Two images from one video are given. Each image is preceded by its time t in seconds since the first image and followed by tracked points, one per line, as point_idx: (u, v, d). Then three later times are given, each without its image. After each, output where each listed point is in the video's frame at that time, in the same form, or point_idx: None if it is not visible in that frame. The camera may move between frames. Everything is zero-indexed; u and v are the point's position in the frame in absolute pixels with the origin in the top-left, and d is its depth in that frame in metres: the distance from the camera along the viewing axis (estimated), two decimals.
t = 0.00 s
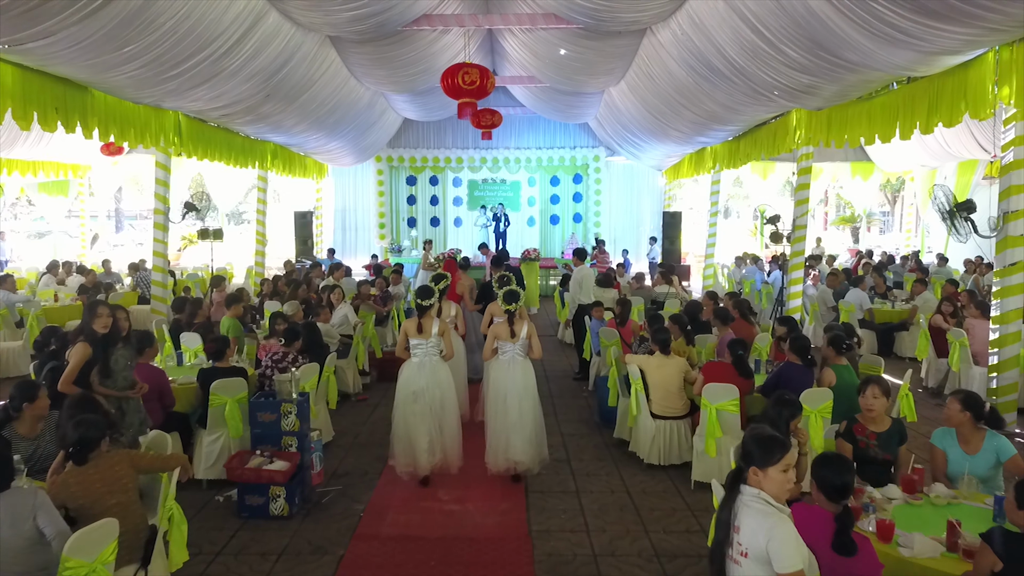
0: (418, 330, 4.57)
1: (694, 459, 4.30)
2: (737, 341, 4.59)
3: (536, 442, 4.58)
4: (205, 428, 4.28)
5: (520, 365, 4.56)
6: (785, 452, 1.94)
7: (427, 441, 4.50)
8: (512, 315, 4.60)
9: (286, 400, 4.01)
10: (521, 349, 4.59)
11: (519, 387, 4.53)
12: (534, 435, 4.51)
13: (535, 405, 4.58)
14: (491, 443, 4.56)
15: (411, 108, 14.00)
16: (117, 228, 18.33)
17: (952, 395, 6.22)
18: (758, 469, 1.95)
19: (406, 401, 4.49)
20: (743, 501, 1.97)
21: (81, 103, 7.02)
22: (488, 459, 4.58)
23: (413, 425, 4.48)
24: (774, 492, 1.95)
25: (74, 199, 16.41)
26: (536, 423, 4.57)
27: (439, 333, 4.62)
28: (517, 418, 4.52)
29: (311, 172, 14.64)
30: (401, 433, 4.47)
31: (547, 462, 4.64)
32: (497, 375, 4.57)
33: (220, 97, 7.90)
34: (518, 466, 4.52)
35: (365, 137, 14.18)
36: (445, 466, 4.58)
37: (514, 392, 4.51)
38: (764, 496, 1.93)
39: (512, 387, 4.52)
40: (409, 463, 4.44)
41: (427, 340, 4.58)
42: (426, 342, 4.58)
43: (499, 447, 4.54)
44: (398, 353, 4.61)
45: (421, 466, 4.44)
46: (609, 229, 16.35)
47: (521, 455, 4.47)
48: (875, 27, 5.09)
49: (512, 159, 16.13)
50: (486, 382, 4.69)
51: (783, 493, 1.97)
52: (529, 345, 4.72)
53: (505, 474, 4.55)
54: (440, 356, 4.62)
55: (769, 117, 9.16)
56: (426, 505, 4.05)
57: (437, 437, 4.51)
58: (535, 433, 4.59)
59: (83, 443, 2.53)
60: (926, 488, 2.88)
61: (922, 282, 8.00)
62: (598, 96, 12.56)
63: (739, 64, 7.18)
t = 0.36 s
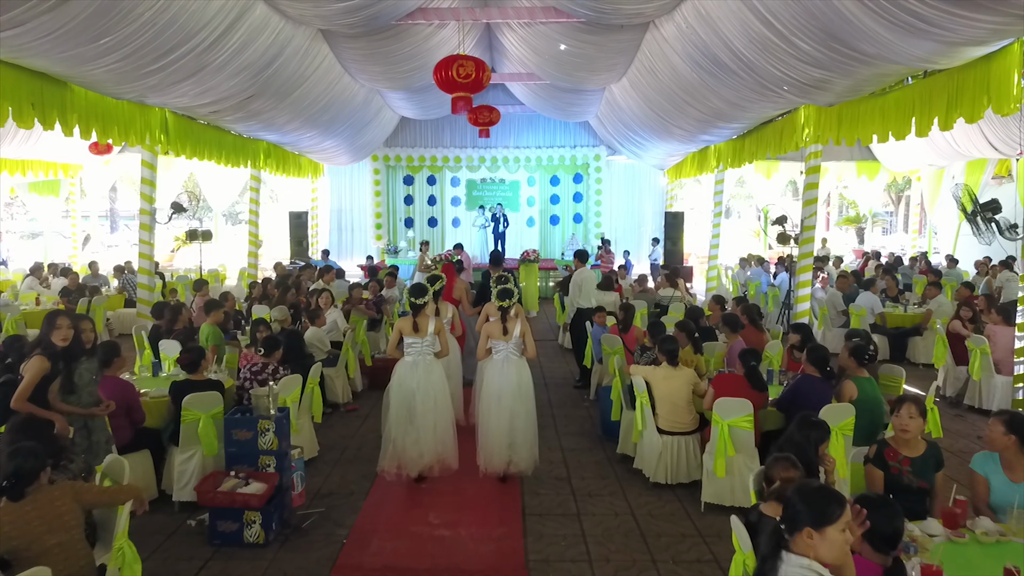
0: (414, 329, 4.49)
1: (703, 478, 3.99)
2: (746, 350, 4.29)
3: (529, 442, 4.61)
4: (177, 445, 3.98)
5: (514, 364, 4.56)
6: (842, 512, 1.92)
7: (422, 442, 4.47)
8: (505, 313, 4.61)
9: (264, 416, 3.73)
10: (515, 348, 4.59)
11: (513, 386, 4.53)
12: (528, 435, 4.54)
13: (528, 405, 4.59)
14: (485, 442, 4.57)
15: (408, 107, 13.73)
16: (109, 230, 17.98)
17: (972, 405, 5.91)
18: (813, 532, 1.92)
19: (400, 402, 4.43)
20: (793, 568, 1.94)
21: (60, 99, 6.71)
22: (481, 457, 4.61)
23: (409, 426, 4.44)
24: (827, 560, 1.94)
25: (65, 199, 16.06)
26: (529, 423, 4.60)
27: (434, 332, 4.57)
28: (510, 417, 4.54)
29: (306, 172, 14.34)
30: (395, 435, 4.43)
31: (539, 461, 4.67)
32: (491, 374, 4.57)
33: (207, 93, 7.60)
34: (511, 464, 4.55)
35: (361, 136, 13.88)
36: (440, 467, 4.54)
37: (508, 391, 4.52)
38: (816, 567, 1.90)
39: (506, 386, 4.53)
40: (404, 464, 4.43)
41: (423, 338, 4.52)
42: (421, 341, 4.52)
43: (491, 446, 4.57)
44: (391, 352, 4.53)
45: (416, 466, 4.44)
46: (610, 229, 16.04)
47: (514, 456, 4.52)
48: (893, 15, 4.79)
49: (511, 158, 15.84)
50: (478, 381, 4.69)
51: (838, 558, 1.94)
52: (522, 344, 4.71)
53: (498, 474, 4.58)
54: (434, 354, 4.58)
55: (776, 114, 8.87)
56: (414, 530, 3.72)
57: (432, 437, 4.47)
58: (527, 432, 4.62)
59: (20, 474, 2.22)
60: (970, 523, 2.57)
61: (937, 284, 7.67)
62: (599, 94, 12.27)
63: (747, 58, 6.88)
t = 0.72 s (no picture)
0: (407, 336, 4.21)
1: (715, 503, 3.66)
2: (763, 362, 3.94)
3: (525, 446, 4.52)
4: (141, 468, 3.64)
5: (512, 368, 4.44)
6: None
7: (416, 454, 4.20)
8: (503, 316, 4.46)
9: (233, 436, 3.41)
10: (512, 352, 4.46)
11: (511, 391, 4.41)
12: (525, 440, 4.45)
13: (525, 409, 4.48)
14: (480, 446, 4.49)
15: (404, 105, 13.42)
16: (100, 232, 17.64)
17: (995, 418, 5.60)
18: None
19: (393, 411, 4.17)
20: None
21: (34, 93, 6.37)
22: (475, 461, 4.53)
23: (402, 436, 4.17)
24: None
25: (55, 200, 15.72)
26: (526, 427, 4.50)
27: (429, 338, 4.30)
28: (506, 421, 4.44)
29: (300, 171, 14.02)
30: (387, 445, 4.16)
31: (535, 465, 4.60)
32: (488, 378, 4.44)
33: (191, 88, 7.27)
34: (506, 468, 4.48)
35: (355, 135, 13.54)
36: (432, 479, 4.28)
37: (506, 396, 4.40)
38: None
39: (504, 390, 4.41)
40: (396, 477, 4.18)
41: (417, 346, 4.24)
42: (415, 348, 4.23)
43: (487, 451, 4.48)
44: (382, 359, 4.25)
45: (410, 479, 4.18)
46: (610, 230, 15.71)
47: (511, 460, 4.44)
48: (916, 1, 4.47)
49: (510, 157, 15.52)
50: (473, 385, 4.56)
51: None
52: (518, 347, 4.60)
53: (491, 478, 4.51)
54: (428, 361, 4.31)
55: (783, 111, 8.55)
56: (398, 562, 3.40)
57: (426, 448, 4.23)
58: (523, 437, 4.52)
59: None
60: None
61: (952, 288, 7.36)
62: (600, 91, 11.93)
63: (756, 51, 6.55)
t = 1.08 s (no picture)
0: (407, 336, 4.25)
1: (743, 534, 3.32)
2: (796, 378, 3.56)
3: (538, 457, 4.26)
4: (115, 491, 3.34)
5: (521, 375, 4.24)
6: None
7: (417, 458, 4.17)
8: (511, 323, 4.30)
9: (212, 459, 3.11)
10: (522, 359, 4.26)
11: (520, 399, 4.19)
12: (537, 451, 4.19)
13: (537, 418, 4.27)
14: (488, 458, 4.24)
15: (414, 103, 13.12)
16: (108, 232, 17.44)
17: None
18: None
19: (393, 413, 4.17)
20: None
21: (25, 89, 6.10)
22: (485, 473, 4.28)
23: (401, 438, 4.16)
24: None
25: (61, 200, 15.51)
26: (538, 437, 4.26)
27: (430, 340, 4.30)
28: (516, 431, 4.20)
29: (308, 170, 13.76)
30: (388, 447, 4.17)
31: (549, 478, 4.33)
32: (497, 386, 4.25)
33: (188, 83, 7.00)
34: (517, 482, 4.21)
35: (363, 134, 13.26)
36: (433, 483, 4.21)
37: (514, 404, 4.17)
38: None
39: (513, 398, 4.19)
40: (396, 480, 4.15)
41: (417, 347, 4.26)
42: (416, 349, 4.26)
43: (497, 462, 4.23)
44: (385, 360, 4.31)
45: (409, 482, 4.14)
46: (624, 232, 15.44)
47: (521, 472, 4.17)
48: None
49: (522, 157, 15.04)
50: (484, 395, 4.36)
51: None
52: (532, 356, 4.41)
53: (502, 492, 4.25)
54: (432, 364, 4.30)
55: (806, 107, 8.16)
56: None
57: (425, 451, 4.18)
58: (536, 448, 4.26)
59: None
60: None
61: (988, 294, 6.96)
62: (614, 88, 11.60)
63: (779, 43, 6.20)
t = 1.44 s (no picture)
0: (406, 341, 4.21)
1: (765, 572, 2.99)
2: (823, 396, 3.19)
3: (537, 456, 4.28)
4: (67, 524, 3.00)
5: (519, 376, 4.26)
6: None
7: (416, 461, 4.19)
8: (511, 322, 4.29)
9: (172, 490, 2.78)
10: (521, 359, 4.27)
11: (518, 400, 4.21)
12: (536, 450, 4.23)
13: (537, 418, 4.28)
14: (489, 460, 4.24)
15: (417, 101, 12.81)
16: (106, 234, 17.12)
17: None
18: None
19: (391, 419, 4.16)
20: None
21: (3, 83, 5.77)
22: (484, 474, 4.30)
23: (402, 444, 4.16)
24: None
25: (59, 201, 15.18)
26: (536, 437, 4.28)
27: (429, 344, 4.27)
28: (516, 432, 4.21)
29: (309, 170, 13.46)
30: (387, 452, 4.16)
31: (553, 480, 4.34)
32: (495, 386, 4.26)
33: (176, 78, 6.67)
34: (519, 481, 4.23)
35: (365, 132, 12.95)
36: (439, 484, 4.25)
37: (513, 404, 4.20)
38: None
39: (511, 398, 4.21)
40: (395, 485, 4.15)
41: (415, 351, 4.23)
42: (415, 353, 4.23)
43: (496, 464, 4.22)
44: (384, 364, 4.28)
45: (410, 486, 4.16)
46: (632, 231, 15.04)
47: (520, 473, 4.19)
48: None
49: (527, 157, 14.69)
50: (481, 395, 4.38)
51: None
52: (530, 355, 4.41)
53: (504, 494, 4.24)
54: (430, 367, 4.29)
55: (823, 104, 7.79)
56: None
57: (428, 453, 4.20)
58: (535, 447, 4.28)
59: None
60: None
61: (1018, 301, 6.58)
62: (622, 85, 11.24)
63: (799, 34, 5.84)
